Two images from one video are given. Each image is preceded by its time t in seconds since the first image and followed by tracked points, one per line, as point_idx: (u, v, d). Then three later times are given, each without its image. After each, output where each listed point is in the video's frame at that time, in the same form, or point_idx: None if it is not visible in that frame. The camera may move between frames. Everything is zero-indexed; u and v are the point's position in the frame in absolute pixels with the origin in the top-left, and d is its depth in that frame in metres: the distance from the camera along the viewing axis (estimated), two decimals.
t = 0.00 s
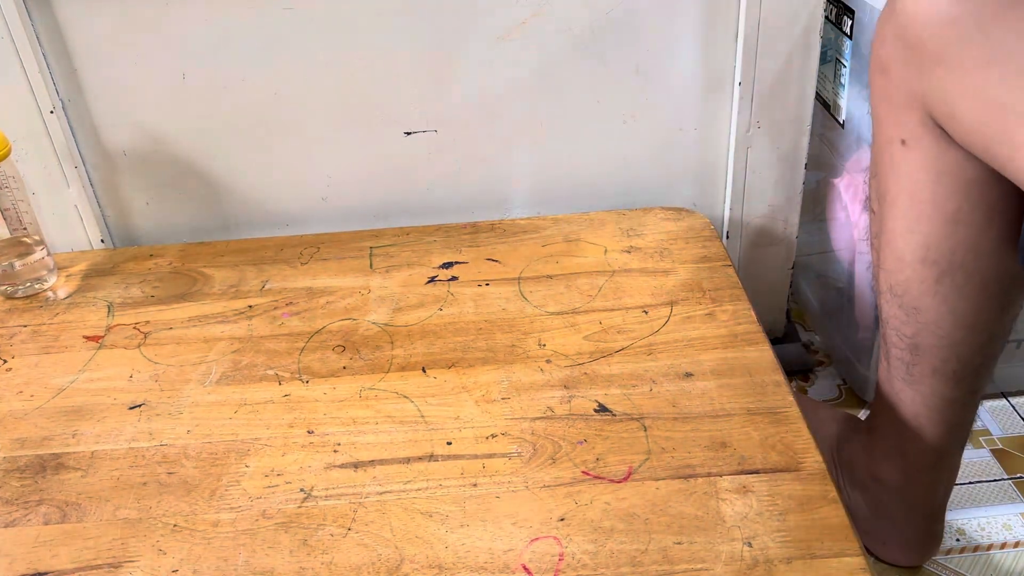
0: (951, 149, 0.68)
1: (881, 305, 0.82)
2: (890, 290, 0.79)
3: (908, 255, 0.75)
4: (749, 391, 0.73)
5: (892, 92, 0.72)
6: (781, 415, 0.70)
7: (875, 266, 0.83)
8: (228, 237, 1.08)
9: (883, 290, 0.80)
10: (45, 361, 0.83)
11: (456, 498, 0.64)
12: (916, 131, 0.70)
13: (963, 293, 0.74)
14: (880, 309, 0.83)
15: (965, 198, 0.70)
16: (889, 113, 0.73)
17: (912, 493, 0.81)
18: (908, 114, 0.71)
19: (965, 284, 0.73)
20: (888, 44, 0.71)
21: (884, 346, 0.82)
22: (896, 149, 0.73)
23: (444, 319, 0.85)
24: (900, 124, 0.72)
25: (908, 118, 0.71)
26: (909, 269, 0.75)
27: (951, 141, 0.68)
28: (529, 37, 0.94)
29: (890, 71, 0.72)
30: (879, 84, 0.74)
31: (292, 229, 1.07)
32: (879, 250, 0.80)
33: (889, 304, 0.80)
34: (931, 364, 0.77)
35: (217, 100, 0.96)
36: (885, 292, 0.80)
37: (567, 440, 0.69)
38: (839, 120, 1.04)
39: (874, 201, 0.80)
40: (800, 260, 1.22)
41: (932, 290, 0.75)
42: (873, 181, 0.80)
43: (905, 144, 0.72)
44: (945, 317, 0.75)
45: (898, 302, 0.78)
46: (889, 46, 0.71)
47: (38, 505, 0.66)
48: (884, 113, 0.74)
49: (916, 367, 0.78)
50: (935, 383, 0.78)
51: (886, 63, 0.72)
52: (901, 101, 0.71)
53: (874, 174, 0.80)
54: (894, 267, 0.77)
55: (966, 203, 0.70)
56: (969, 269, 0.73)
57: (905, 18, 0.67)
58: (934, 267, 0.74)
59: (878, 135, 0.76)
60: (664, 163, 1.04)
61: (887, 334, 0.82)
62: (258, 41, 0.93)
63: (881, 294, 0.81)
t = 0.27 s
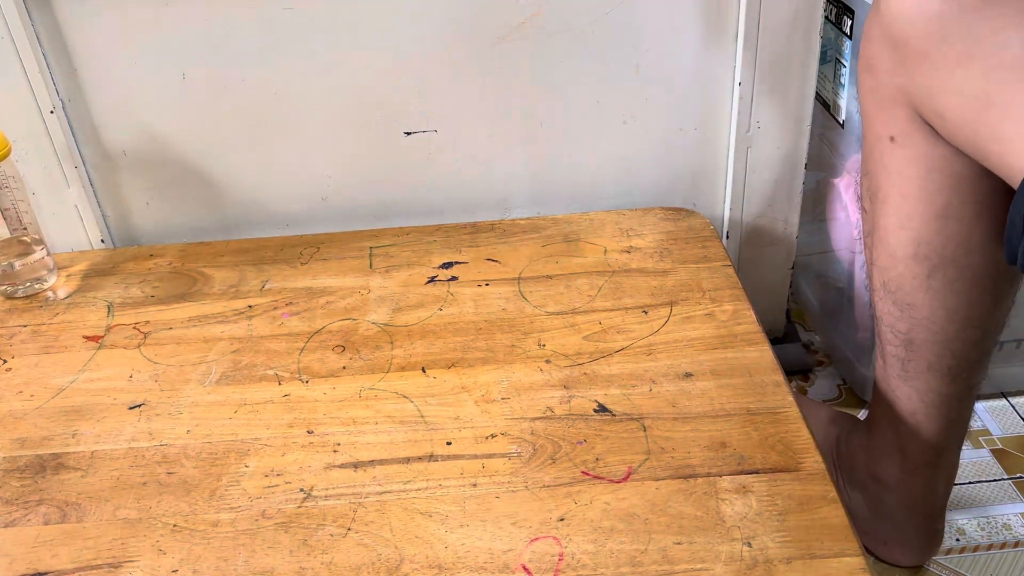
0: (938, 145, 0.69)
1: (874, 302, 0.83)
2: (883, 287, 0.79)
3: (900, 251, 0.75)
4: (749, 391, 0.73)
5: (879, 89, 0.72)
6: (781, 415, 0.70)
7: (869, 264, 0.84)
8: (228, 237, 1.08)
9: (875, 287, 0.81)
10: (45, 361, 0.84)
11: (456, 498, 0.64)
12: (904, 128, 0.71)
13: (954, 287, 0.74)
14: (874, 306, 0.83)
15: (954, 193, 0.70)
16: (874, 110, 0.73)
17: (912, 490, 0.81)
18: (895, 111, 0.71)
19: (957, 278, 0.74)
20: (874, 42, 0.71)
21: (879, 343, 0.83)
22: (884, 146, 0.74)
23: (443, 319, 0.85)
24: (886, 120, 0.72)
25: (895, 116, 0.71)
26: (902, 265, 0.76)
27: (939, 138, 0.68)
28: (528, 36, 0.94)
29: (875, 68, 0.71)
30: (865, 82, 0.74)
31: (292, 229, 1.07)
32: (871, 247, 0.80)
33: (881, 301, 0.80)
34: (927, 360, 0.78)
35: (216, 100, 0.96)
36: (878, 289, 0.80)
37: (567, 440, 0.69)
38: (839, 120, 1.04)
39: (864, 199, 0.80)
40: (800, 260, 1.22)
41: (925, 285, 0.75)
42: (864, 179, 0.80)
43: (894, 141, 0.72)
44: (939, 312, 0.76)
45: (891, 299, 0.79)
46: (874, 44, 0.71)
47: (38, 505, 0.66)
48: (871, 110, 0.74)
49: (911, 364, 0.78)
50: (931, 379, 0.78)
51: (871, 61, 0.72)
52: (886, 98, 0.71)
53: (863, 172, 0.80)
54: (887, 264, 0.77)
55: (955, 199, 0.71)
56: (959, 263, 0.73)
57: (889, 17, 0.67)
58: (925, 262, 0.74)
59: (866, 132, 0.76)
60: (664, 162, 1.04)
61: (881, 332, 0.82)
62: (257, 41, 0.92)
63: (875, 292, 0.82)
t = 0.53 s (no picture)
0: (933, 145, 0.69)
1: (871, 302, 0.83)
2: (881, 286, 0.79)
3: (896, 251, 0.76)
4: (749, 391, 0.73)
5: (873, 89, 0.72)
6: (781, 415, 0.70)
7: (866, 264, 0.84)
8: (228, 236, 1.08)
9: (873, 286, 0.81)
10: (45, 361, 0.84)
11: (456, 498, 0.64)
12: (900, 127, 0.71)
13: (951, 286, 0.74)
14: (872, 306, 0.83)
15: (950, 193, 0.70)
16: (869, 110, 0.74)
17: (912, 490, 0.81)
18: (889, 111, 0.71)
19: (953, 277, 0.74)
20: (868, 42, 0.71)
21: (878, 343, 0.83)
22: (879, 145, 0.74)
23: (443, 319, 0.85)
24: (881, 120, 0.72)
25: (890, 115, 0.71)
26: (898, 264, 0.76)
27: (933, 137, 0.69)
28: (528, 36, 0.94)
29: (870, 68, 0.72)
30: (860, 82, 0.74)
31: (292, 229, 1.07)
32: (869, 247, 0.80)
33: (879, 301, 0.80)
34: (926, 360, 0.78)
35: (216, 100, 0.96)
36: (875, 288, 0.80)
37: (567, 440, 0.69)
38: (839, 120, 1.04)
39: (862, 199, 0.80)
40: (800, 260, 1.22)
41: (921, 284, 0.75)
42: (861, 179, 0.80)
43: (888, 141, 0.72)
44: (935, 311, 0.76)
45: (889, 299, 0.79)
46: (867, 44, 0.71)
47: (38, 505, 0.66)
48: (866, 110, 0.74)
49: (910, 364, 0.79)
50: (930, 379, 0.78)
51: (865, 61, 0.73)
52: (881, 97, 0.71)
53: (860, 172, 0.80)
54: (884, 264, 0.78)
55: (951, 198, 0.71)
56: (955, 262, 0.73)
57: (882, 16, 0.67)
58: (922, 261, 0.74)
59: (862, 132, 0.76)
60: (664, 162, 1.04)
61: (879, 331, 0.82)
62: (257, 41, 0.93)
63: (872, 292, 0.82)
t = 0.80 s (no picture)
0: (932, 144, 0.69)
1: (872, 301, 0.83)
2: (881, 286, 0.79)
3: (896, 251, 0.76)
4: (749, 391, 0.73)
5: (874, 88, 0.72)
6: (781, 415, 0.70)
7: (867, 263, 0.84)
8: (229, 236, 1.08)
9: (873, 286, 0.81)
10: (45, 361, 0.84)
11: (456, 498, 0.64)
12: (899, 127, 0.71)
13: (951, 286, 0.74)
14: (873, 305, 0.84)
15: (950, 193, 0.70)
16: (870, 109, 0.74)
17: (913, 490, 0.82)
18: (889, 110, 0.71)
19: (952, 277, 0.74)
20: (869, 41, 0.71)
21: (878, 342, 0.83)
22: (880, 144, 0.74)
23: (443, 319, 0.85)
24: (882, 119, 0.73)
25: (890, 115, 0.71)
26: (897, 264, 0.76)
27: (932, 137, 0.69)
28: (527, 36, 0.94)
29: (871, 67, 0.72)
30: (862, 82, 0.75)
31: (292, 229, 1.07)
32: (869, 246, 0.80)
33: (879, 301, 0.80)
34: (926, 361, 0.78)
35: (216, 100, 0.96)
36: (875, 288, 0.81)
37: (567, 440, 0.69)
38: (839, 120, 1.04)
39: (863, 198, 0.80)
40: (800, 260, 1.22)
41: (921, 284, 0.75)
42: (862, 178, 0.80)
43: (888, 140, 0.73)
44: (935, 311, 0.76)
45: (889, 298, 0.79)
46: (868, 44, 0.71)
47: (38, 505, 0.66)
48: (867, 110, 0.74)
49: (910, 364, 0.79)
50: (930, 379, 0.78)
51: (866, 61, 0.73)
52: (881, 97, 0.72)
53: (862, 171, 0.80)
54: (884, 263, 0.78)
55: (951, 198, 0.71)
56: (955, 262, 0.73)
57: (881, 16, 0.67)
58: (922, 261, 0.74)
59: (863, 131, 0.77)
60: (664, 162, 1.04)
61: (880, 331, 0.82)
62: (257, 41, 0.93)
63: (873, 292, 0.82)
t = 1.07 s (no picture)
0: (947, 147, 0.69)
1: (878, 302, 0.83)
2: (889, 287, 0.79)
3: (906, 252, 0.76)
4: (749, 391, 0.73)
5: (889, 89, 0.72)
6: (781, 415, 0.70)
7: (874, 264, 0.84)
8: (228, 236, 1.08)
9: (880, 287, 0.81)
10: (45, 361, 0.83)
11: (456, 498, 0.64)
12: (913, 128, 0.71)
13: (960, 289, 0.75)
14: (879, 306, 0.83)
15: (962, 195, 0.70)
16: (884, 110, 0.74)
17: (913, 490, 0.82)
18: (904, 111, 0.71)
19: (962, 279, 0.74)
20: (887, 41, 0.71)
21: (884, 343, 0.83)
22: (892, 145, 0.74)
23: (443, 319, 0.85)
24: (896, 120, 0.73)
25: (904, 116, 0.71)
26: (907, 266, 0.76)
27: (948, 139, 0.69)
28: (527, 36, 0.94)
29: (886, 68, 0.72)
30: (876, 81, 0.74)
31: (292, 228, 1.07)
32: (878, 247, 0.80)
33: (886, 302, 0.80)
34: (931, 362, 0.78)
35: (216, 100, 0.96)
36: (883, 289, 0.81)
37: (567, 440, 0.69)
38: (838, 120, 1.04)
39: (872, 198, 0.80)
40: (800, 259, 1.22)
41: (930, 286, 0.75)
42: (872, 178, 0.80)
43: (902, 141, 0.73)
44: (943, 314, 0.76)
45: (896, 300, 0.79)
46: (886, 44, 0.71)
47: (38, 505, 0.66)
48: (881, 110, 0.74)
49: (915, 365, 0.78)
50: (934, 380, 0.78)
51: (882, 61, 0.73)
52: (896, 98, 0.71)
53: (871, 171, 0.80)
54: (892, 264, 0.77)
55: (963, 200, 0.71)
56: (966, 264, 0.73)
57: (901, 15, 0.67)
58: (931, 263, 0.74)
59: (876, 132, 0.77)
60: (665, 163, 1.04)
61: (885, 332, 0.82)
62: (257, 41, 0.93)
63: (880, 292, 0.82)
